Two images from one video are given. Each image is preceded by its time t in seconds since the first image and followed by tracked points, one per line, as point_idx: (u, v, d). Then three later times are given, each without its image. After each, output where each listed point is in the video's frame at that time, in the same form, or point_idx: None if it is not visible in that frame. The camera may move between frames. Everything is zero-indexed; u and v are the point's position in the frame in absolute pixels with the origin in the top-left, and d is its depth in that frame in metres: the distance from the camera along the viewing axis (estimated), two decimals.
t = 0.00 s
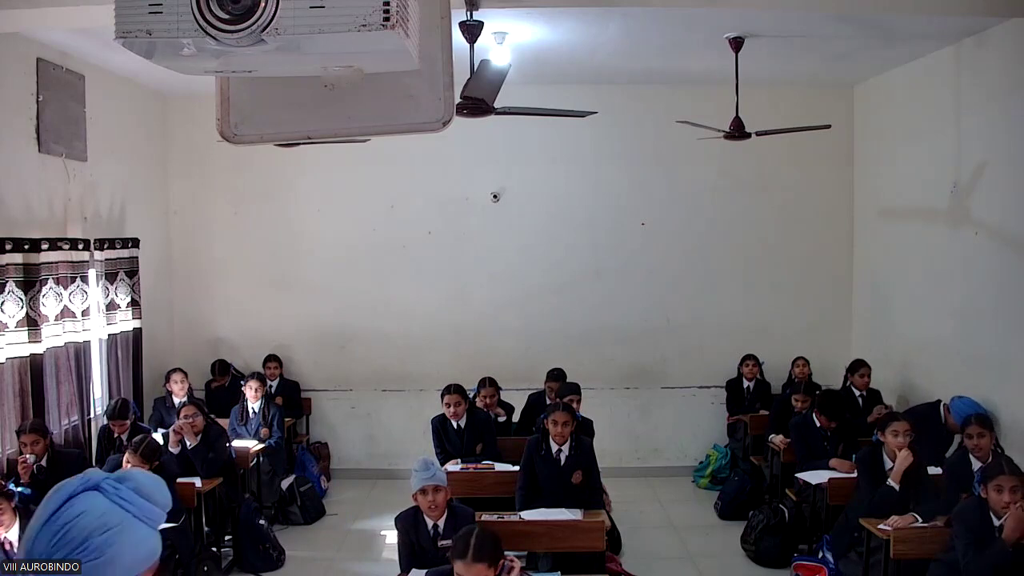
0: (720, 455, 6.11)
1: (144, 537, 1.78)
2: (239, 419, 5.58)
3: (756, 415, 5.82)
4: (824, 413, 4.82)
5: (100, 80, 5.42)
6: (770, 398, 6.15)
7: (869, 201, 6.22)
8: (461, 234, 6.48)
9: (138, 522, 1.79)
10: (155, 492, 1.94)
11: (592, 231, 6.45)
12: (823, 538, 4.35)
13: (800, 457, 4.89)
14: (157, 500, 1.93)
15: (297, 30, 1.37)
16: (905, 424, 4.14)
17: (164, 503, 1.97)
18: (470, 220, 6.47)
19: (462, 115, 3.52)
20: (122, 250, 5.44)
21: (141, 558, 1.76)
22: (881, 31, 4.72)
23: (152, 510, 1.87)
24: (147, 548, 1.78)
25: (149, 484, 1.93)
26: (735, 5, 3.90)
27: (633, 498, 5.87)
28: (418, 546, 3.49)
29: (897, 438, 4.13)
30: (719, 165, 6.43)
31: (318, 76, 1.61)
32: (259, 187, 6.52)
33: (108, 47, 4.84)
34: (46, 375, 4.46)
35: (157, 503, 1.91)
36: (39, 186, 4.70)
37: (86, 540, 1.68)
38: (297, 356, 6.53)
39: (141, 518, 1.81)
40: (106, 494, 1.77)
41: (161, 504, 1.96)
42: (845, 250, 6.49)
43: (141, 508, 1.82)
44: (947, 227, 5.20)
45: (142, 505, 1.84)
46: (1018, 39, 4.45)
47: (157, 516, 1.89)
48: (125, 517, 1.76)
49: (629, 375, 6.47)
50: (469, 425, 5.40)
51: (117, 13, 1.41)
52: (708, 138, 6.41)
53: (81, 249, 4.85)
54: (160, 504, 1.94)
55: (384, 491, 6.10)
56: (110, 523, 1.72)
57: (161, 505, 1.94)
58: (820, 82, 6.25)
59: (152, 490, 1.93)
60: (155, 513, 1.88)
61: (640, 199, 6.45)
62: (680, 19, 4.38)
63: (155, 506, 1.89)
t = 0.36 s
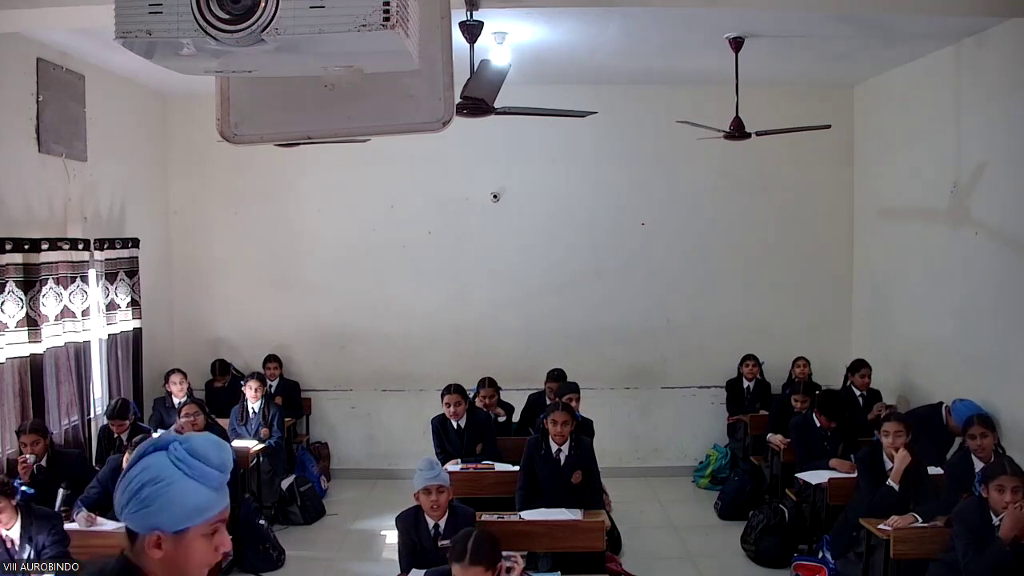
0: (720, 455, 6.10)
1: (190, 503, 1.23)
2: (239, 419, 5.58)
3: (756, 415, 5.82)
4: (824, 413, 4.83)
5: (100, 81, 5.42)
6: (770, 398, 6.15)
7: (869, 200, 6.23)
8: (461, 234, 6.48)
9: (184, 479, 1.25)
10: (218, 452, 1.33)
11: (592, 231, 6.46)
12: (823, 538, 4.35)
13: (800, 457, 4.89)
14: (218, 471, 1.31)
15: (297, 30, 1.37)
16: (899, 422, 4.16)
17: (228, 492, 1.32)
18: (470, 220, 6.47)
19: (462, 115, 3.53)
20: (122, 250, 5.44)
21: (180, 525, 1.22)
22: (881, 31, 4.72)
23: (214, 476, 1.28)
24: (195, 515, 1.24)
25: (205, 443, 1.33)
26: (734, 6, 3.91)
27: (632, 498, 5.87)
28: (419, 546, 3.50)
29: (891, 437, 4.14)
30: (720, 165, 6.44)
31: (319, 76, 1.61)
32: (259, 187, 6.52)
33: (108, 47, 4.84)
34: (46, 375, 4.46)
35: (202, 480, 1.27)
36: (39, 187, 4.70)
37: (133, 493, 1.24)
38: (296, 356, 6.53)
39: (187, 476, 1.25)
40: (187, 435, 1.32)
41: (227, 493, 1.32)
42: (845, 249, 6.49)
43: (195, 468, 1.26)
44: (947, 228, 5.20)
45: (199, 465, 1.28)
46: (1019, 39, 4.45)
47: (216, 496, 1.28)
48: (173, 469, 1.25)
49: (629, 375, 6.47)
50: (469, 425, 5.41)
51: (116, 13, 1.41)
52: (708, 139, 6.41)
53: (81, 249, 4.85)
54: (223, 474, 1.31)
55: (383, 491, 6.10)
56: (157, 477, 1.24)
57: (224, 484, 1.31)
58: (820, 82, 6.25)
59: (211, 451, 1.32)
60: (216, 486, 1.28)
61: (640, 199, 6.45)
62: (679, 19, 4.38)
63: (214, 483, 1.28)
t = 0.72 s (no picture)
0: (720, 455, 6.10)
1: (207, 485, 1.31)
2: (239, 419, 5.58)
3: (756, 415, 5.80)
4: (824, 413, 4.83)
5: (100, 81, 5.42)
6: (770, 398, 6.15)
7: (869, 201, 6.22)
8: (461, 234, 6.48)
9: (205, 462, 1.33)
10: (246, 440, 1.39)
11: (592, 231, 6.46)
12: (823, 538, 4.35)
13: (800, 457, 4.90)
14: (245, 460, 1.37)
15: (297, 30, 1.37)
16: (896, 420, 4.17)
17: (255, 477, 1.36)
18: (470, 220, 6.47)
19: (463, 115, 3.53)
20: (122, 250, 5.44)
21: (198, 504, 1.32)
22: (881, 31, 4.72)
23: (236, 460, 1.35)
24: (211, 497, 1.31)
25: (235, 430, 1.40)
26: (734, 6, 3.91)
27: (632, 498, 5.86)
28: (419, 546, 3.50)
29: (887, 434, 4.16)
30: (720, 166, 6.44)
31: (319, 76, 1.61)
32: (259, 187, 6.52)
33: (107, 47, 4.84)
34: (46, 375, 4.46)
35: (223, 465, 1.33)
36: (39, 187, 4.70)
37: (175, 469, 1.37)
38: (296, 356, 6.53)
39: (209, 460, 1.33)
40: (221, 421, 1.42)
41: (256, 477, 1.37)
42: (845, 249, 6.49)
43: (218, 452, 1.34)
44: (947, 228, 5.20)
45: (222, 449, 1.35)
46: (1019, 39, 4.45)
47: (239, 480, 1.34)
48: (202, 452, 1.35)
49: (629, 375, 6.47)
50: (469, 425, 5.41)
51: (116, 13, 1.41)
52: (708, 139, 6.41)
53: (81, 249, 4.85)
54: (249, 459, 1.37)
55: (383, 491, 6.09)
56: (189, 458, 1.35)
57: (248, 470, 1.36)
58: (820, 82, 6.25)
59: (240, 437, 1.39)
60: (237, 472, 1.34)
61: (640, 199, 6.45)
62: (680, 19, 4.38)
63: (235, 467, 1.34)
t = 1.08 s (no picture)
0: (720, 455, 6.09)
1: (243, 462, 1.38)
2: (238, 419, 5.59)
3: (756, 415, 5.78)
4: (824, 413, 4.84)
5: (100, 81, 5.42)
6: (770, 398, 6.14)
7: (869, 201, 6.23)
8: (461, 234, 6.48)
9: (243, 441, 1.40)
10: (283, 423, 1.44)
11: (592, 231, 6.46)
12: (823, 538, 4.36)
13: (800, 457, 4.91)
14: (280, 440, 1.42)
15: (297, 30, 1.37)
16: (900, 422, 4.11)
17: (290, 458, 1.41)
18: (470, 220, 6.47)
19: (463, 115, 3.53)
20: (122, 250, 5.44)
21: (235, 480, 1.38)
22: (881, 31, 4.72)
23: (271, 441, 1.40)
24: (247, 474, 1.38)
25: (275, 413, 1.46)
26: (733, 6, 3.91)
27: (632, 498, 5.86)
28: (418, 546, 3.50)
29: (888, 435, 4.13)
30: (720, 166, 6.44)
31: (319, 76, 1.61)
32: (259, 188, 6.52)
33: (107, 47, 4.84)
34: (46, 375, 4.46)
35: (258, 443, 1.39)
36: (39, 187, 4.70)
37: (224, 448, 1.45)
38: (296, 356, 6.53)
39: (246, 440, 1.40)
40: (264, 404, 1.49)
41: (292, 458, 1.41)
42: (845, 249, 6.49)
43: (255, 432, 1.40)
44: (947, 228, 5.20)
45: (260, 430, 1.41)
46: (1019, 39, 4.45)
47: (273, 460, 1.39)
48: (242, 432, 1.42)
49: (629, 375, 6.47)
50: (469, 425, 5.42)
51: (116, 13, 1.41)
52: (708, 139, 6.41)
53: (81, 249, 4.85)
54: (284, 441, 1.41)
55: (383, 491, 6.09)
56: (231, 437, 1.42)
57: (283, 450, 1.40)
58: (819, 82, 6.26)
59: (278, 420, 1.44)
60: (271, 452, 1.39)
61: (640, 200, 6.45)
62: (679, 19, 4.38)
63: (270, 448, 1.39)
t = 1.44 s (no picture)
0: (720, 455, 6.08)
1: (210, 466, 1.34)
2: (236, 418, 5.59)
3: (756, 415, 5.79)
4: (824, 413, 4.85)
5: (100, 81, 5.42)
6: (770, 397, 6.14)
7: (869, 200, 6.23)
8: (461, 234, 6.48)
9: (210, 446, 1.36)
10: (251, 424, 1.39)
11: (592, 231, 6.46)
12: (823, 537, 4.37)
13: (800, 457, 4.91)
14: (248, 441, 1.37)
15: (297, 30, 1.37)
16: (902, 428, 4.10)
17: (257, 459, 1.35)
18: (470, 220, 6.47)
19: (462, 115, 3.53)
20: (122, 250, 5.45)
21: (205, 485, 1.35)
22: (881, 31, 4.72)
23: (238, 443, 1.35)
24: (216, 477, 1.34)
25: (244, 414, 1.41)
26: (734, 6, 3.90)
27: (632, 497, 5.86)
28: (418, 545, 3.50)
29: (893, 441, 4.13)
30: (720, 166, 6.44)
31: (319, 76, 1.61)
32: (259, 188, 6.52)
33: (107, 47, 4.83)
34: (47, 375, 4.46)
35: (225, 446, 1.35)
36: (39, 188, 4.70)
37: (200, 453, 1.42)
38: (296, 356, 6.53)
39: (213, 444, 1.36)
40: (235, 406, 1.44)
41: (261, 459, 1.36)
42: (845, 249, 6.49)
43: (222, 435, 1.36)
44: (947, 228, 5.20)
45: (226, 433, 1.37)
46: (1019, 38, 4.45)
47: (241, 462, 1.34)
48: (211, 435, 1.38)
49: (629, 375, 6.47)
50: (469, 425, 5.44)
51: (116, 13, 1.41)
52: (708, 139, 6.42)
53: (81, 248, 4.85)
54: (252, 442, 1.36)
55: (383, 491, 6.09)
56: (202, 442, 1.39)
57: (250, 452, 1.35)
58: (819, 82, 6.26)
59: (246, 422, 1.39)
60: (237, 454, 1.35)
61: (640, 199, 6.45)
62: (679, 19, 4.38)
63: (238, 451, 1.35)
